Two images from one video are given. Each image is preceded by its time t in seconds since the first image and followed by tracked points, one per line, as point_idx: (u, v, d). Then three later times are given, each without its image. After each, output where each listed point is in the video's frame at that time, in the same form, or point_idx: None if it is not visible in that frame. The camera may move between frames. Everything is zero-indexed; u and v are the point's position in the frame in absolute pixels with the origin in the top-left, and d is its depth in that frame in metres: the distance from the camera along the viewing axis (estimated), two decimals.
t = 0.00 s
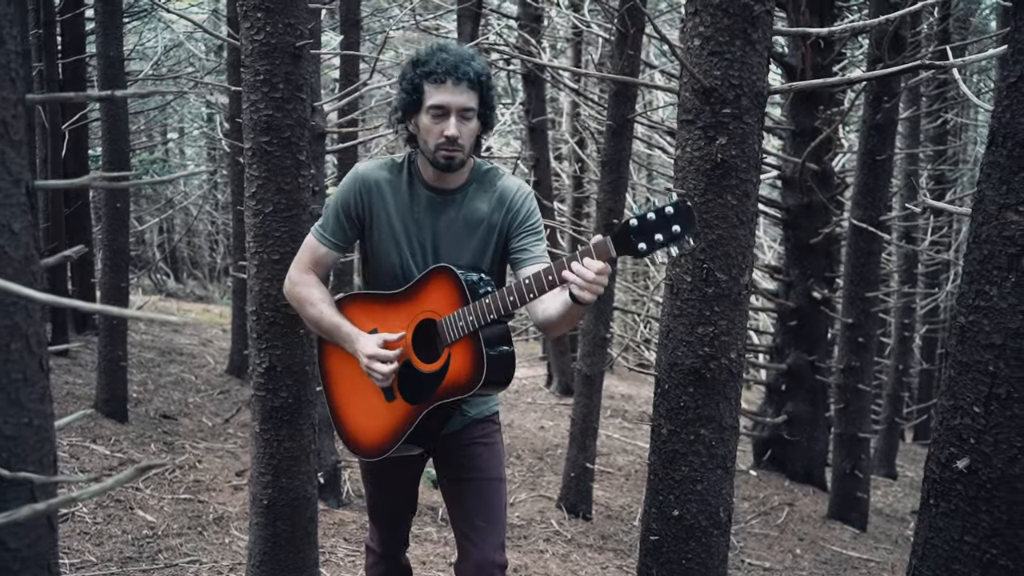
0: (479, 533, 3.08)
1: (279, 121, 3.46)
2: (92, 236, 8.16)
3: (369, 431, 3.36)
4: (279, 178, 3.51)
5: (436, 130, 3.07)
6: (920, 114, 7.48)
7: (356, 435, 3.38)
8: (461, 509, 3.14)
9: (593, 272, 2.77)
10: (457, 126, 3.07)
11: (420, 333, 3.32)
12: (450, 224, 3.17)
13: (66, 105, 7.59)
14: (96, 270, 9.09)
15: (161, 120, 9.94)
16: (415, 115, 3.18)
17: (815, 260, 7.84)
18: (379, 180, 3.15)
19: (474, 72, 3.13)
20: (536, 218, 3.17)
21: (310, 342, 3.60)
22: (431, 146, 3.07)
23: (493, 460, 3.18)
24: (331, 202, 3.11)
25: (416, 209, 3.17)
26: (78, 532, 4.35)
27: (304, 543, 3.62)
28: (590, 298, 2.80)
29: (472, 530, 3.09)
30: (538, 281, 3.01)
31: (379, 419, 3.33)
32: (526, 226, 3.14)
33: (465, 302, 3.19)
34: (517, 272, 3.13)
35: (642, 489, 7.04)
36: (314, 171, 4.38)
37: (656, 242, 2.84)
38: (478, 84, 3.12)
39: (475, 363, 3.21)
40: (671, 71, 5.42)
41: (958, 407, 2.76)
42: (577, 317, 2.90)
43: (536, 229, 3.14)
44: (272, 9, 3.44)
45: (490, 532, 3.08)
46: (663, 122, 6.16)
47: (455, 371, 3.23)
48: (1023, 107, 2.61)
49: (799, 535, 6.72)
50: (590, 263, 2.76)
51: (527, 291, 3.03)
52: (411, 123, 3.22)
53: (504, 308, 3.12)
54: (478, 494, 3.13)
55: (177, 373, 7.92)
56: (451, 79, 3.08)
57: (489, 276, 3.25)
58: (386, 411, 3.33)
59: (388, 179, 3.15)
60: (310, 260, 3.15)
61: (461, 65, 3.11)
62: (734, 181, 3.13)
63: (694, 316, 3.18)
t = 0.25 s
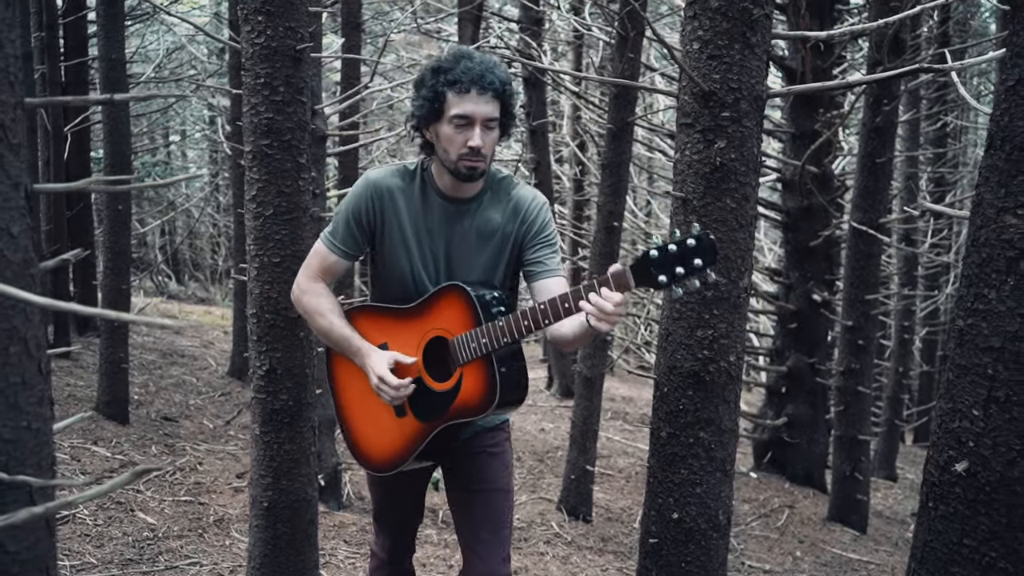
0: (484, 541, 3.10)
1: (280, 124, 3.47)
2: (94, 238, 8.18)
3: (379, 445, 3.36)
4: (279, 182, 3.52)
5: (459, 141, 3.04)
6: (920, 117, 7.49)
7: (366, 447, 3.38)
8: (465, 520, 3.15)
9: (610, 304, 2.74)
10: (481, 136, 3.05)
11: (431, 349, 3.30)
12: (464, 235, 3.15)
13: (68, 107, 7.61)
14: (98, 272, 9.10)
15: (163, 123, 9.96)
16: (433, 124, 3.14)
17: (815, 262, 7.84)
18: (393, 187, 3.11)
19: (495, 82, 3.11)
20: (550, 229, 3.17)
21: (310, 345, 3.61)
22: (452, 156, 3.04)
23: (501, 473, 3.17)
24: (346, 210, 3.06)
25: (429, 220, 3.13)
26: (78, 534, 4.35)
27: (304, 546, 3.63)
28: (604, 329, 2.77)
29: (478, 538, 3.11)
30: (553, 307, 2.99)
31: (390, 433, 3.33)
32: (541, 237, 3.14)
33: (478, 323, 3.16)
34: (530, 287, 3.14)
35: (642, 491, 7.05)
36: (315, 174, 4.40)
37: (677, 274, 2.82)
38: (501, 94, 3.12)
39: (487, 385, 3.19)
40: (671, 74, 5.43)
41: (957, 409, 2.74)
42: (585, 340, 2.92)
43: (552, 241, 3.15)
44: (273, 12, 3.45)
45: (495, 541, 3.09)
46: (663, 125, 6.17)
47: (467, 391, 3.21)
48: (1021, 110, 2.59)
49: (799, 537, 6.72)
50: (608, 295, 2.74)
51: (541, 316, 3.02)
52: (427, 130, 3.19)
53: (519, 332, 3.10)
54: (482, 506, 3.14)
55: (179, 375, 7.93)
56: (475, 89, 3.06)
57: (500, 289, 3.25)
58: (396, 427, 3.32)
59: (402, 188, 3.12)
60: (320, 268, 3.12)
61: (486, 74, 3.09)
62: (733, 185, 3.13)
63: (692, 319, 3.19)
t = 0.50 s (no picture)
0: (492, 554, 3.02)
1: (280, 127, 3.47)
2: (95, 241, 8.20)
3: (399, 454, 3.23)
4: (280, 185, 3.53)
5: (483, 139, 2.94)
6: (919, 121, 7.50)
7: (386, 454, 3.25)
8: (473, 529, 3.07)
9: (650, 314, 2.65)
10: (505, 135, 2.95)
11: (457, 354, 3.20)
12: (485, 237, 3.03)
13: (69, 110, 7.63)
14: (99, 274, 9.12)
15: (164, 126, 9.99)
16: (456, 122, 3.03)
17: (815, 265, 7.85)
18: (412, 186, 3.01)
19: (520, 79, 3.00)
20: (575, 230, 3.06)
21: (310, 347, 3.61)
22: (475, 155, 2.93)
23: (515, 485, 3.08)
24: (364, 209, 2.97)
25: (449, 219, 3.02)
26: (78, 536, 4.36)
27: (304, 548, 3.64)
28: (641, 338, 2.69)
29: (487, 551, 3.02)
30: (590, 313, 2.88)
31: (413, 444, 3.21)
32: (564, 237, 3.03)
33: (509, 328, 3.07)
34: (555, 289, 3.04)
35: (642, 493, 7.05)
36: (315, 177, 4.41)
37: (722, 283, 2.70)
38: (527, 92, 3.01)
39: (518, 392, 3.08)
40: (670, 77, 5.45)
41: (955, 412, 2.72)
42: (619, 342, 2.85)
43: (575, 241, 3.05)
44: (273, 16, 3.44)
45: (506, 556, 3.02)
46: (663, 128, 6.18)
47: (495, 398, 3.10)
48: (1019, 113, 2.57)
49: (799, 540, 6.72)
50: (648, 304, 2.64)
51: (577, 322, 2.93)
52: (450, 129, 3.09)
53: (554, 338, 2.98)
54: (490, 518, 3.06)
55: (180, 377, 7.94)
56: (501, 86, 2.95)
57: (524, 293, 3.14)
58: (418, 435, 3.21)
59: (422, 186, 3.02)
60: (337, 268, 3.09)
61: (511, 71, 2.98)
62: (732, 188, 3.14)
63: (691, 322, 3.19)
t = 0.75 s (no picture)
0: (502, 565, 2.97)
1: (280, 129, 3.48)
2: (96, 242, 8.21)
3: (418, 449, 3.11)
4: (280, 187, 3.54)
5: (505, 126, 2.82)
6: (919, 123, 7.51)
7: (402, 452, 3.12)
8: (488, 544, 2.98)
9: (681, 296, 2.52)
10: (528, 121, 2.82)
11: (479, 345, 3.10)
12: (508, 227, 2.92)
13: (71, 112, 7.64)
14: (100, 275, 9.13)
15: (165, 128, 10.01)
16: (478, 107, 2.91)
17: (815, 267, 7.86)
18: (434, 175, 2.91)
19: (544, 63, 2.87)
20: (600, 221, 2.94)
21: (310, 348, 3.62)
22: (497, 142, 2.82)
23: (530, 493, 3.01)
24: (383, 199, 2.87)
25: (471, 209, 2.91)
26: (79, 537, 4.36)
27: (304, 549, 3.65)
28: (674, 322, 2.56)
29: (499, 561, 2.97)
30: (620, 298, 2.78)
31: (432, 439, 3.10)
32: (589, 229, 2.91)
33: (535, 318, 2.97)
34: (578, 282, 2.93)
35: (642, 495, 7.06)
36: (316, 179, 4.42)
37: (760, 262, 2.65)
38: (551, 76, 2.88)
39: (544, 384, 2.99)
40: (670, 80, 5.45)
41: (954, 414, 2.70)
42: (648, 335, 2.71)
43: (600, 232, 2.92)
44: (274, 18, 3.42)
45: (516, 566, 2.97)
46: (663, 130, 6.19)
47: (520, 392, 3.01)
48: (1018, 115, 2.54)
49: (799, 541, 6.72)
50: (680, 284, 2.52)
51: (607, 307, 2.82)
52: (473, 114, 2.97)
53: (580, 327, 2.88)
54: (508, 528, 2.98)
55: (181, 378, 7.95)
56: (524, 70, 2.83)
57: (550, 285, 3.03)
58: (439, 431, 3.10)
59: (443, 175, 2.91)
60: (358, 261, 2.99)
61: (534, 55, 2.86)
62: (731, 190, 3.14)
63: (690, 324, 3.19)
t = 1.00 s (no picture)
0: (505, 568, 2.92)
1: (280, 131, 3.48)
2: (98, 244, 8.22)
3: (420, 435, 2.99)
4: (281, 188, 3.55)
5: (512, 115, 2.75)
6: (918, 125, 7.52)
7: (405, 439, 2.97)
8: (491, 545, 2.91)
9: (684, 261, 2.35)
10: (536, 110, 2.76)
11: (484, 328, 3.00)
12: (517, 220, 2.83)
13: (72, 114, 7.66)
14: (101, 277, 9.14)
15: (167, 130, 10.03)
16: (489, 98, 2.85)
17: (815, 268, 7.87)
18: (443, 166, 2.84)
19: (553, 53, 2.81)
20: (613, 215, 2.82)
21: (310, 350, 3.63)
22: (505, 131, 2.75)
23: (539, 496, 2.90)
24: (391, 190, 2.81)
25: (479, 201, 2.82)
26: (80, 538, 4.37)
27: (304, 550, 3.66)
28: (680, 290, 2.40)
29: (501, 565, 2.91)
30: (623, 272, 2.66)
31: (434, 424, 2.99)
32: (601, 221, 2.79)
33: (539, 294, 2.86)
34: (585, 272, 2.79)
35: (642, 495, 7.07)
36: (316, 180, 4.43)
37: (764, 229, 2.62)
38: (559, 66, 2.81)
39: (547, 363, 2.87)
40: (670, 81, 5.47)
41: (953, 416, 2.58)
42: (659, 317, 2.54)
43: (612, 226, 2.78)
44: (274, 20, 3.43)
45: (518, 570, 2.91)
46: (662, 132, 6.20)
47: (522, 373, 2.90)
48: (1017, 116, 2.43)
49: (799, 542, 6.73)
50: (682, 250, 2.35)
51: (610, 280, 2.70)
52: (484, 105, 2.91)
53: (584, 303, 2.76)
54: (513, 533, 2.89)
55: (182, 379, 7.96)
56: (532, 59, 2.77)
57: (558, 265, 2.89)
58: (442, 417, 2.99)
59: (452, 166, 2.84)
60: (366, 251, 2.93)
61: (543, 44, 2.80)
62: (730, 191, 3.15)
63: (689, 326, 3.20)
